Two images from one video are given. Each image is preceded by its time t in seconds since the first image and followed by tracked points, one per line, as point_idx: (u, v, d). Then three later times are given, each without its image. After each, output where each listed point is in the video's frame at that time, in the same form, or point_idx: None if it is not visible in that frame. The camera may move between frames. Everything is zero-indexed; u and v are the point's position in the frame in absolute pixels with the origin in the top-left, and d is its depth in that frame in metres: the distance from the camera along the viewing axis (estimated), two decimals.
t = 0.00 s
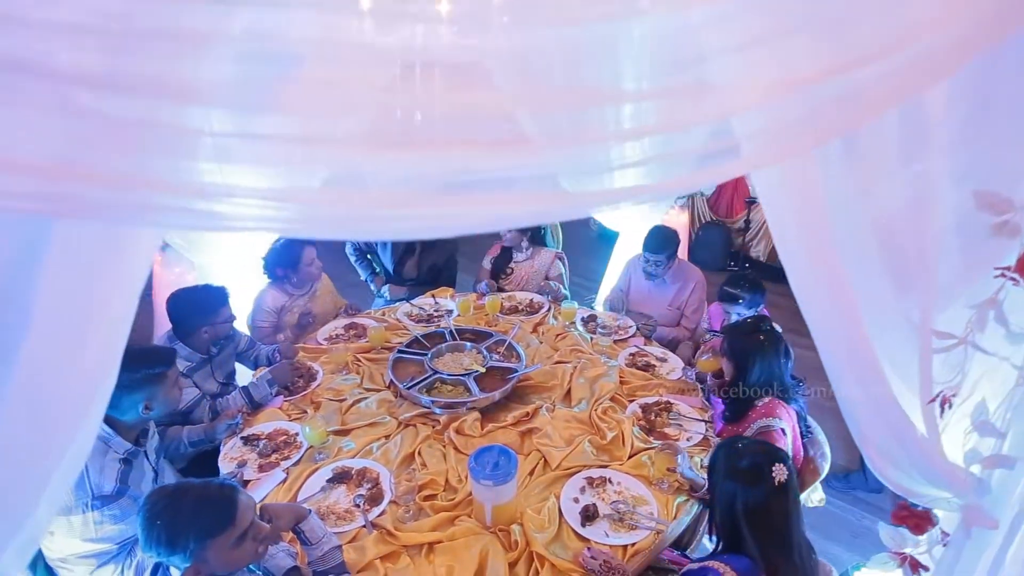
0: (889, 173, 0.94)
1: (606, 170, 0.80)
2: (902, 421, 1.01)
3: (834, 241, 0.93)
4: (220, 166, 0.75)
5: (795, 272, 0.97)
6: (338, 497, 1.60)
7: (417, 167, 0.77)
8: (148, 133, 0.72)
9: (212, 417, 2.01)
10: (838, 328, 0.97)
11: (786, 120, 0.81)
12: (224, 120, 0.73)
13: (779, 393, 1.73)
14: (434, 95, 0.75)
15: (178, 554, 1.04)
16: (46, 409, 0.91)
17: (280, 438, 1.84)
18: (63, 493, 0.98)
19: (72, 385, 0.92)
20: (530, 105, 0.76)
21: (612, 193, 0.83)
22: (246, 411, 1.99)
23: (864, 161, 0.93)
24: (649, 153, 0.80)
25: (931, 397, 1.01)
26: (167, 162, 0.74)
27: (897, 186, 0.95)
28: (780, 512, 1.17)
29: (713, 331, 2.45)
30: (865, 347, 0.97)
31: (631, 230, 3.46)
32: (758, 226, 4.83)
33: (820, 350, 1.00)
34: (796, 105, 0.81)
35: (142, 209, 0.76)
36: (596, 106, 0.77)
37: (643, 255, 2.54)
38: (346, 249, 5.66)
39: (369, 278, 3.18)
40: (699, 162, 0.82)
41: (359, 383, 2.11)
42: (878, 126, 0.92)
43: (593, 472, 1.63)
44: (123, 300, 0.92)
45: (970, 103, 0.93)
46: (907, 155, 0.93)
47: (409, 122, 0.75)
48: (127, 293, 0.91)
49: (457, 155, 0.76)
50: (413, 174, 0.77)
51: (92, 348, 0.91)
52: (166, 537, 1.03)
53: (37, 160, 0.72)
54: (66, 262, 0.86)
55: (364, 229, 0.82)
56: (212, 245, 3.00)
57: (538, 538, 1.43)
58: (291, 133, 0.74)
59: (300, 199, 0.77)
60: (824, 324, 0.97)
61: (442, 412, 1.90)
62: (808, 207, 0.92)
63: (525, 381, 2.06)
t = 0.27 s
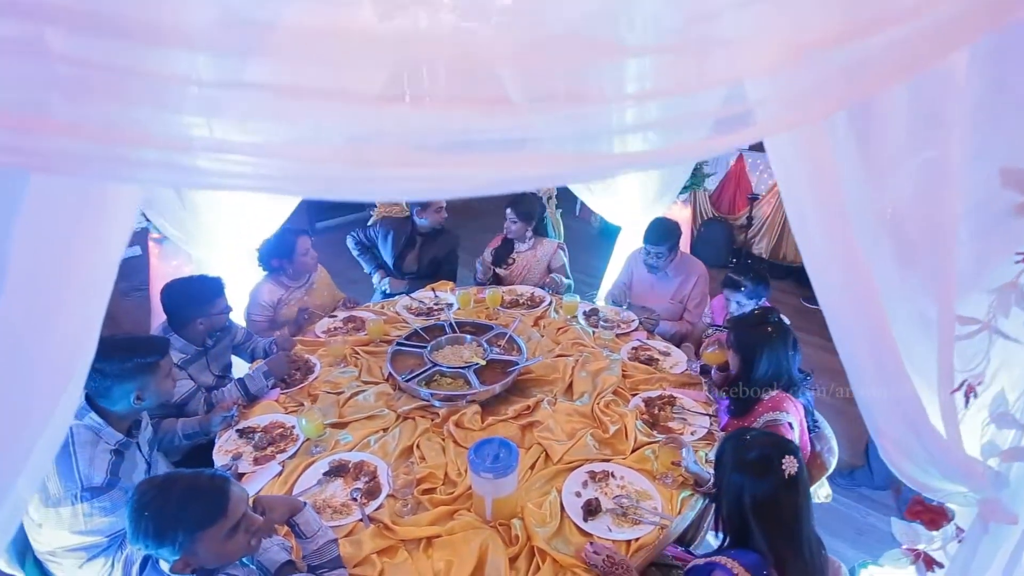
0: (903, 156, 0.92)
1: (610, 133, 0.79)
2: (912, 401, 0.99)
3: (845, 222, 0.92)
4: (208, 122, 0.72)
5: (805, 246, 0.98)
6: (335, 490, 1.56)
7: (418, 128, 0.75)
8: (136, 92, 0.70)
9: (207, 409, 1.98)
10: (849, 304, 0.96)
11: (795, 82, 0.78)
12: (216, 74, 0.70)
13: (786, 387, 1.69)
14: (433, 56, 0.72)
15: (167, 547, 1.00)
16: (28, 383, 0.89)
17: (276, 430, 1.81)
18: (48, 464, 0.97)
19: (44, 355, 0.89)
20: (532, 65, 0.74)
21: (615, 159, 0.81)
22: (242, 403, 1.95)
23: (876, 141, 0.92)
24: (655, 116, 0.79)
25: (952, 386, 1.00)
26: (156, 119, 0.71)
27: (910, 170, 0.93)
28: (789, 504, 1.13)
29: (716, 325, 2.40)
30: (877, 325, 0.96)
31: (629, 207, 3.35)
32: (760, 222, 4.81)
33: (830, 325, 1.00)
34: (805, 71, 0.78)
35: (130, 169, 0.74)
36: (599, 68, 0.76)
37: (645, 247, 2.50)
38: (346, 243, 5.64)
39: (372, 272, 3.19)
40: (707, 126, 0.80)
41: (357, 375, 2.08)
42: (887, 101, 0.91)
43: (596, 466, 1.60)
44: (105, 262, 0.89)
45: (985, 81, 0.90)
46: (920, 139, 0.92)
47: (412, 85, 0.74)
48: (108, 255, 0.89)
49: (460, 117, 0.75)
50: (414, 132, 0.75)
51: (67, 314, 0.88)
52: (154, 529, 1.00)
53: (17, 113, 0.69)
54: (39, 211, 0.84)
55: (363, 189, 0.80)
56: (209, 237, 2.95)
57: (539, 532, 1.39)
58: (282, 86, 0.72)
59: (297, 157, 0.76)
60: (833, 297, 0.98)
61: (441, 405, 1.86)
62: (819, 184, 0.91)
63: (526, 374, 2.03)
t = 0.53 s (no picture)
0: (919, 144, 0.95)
1: (611, 95, 0.85)
2: (917, 378, 0.99)
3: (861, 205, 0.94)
4: (197, 72, 0.76)
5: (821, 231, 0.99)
6: (332, 483, 1.53)
7: (424, 85, 0.80)
8: (137, 34, 0.73)
9: (203, 401, 1.95)
10: (862, 287, 0.97)
11: (796, 50, 0.83)
12: (210, 20, 0.74)
13: (793, 380, 1.67)
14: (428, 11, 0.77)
15: (155, 537, 0.97)
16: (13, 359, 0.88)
17: (273, 423, 1.77)
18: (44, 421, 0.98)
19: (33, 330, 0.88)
20: (523, 23, 0.80)
21: (626, 123, 0.87)
22: (239, 396, 1.92)
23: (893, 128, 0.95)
24: (650, 82, 0.84)
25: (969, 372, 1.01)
26: (146, 68, 0.74)
27: (927, 159, 0.96)
28: (801, 498, 1.10)
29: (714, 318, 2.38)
30: (887, 304, 0.97)
31: (629, 200, 3.31)
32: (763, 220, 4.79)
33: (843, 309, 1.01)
34: (775, 31, 0.83)
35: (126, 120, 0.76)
36: (599, 25, 0.81)
37: (647, 241, 2.47)
38: (346, 240, 5.61)
39: (372, 270, 3.16)
40: (714, 102, 0.87)
41: (356, 368, 2.05)
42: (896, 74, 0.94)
43: (598, 460, 1.56)
44: (86, 225, 0.87)
45: (997, 68, 0.93)
46: (931, 125, 0.94)
47: (410, 46, 0.78)
48: (95, 219, 0.88)
49: (455, 73, 0.80)
50: (411, 86, 0.80)
51: (52, 290, 0.88)
52: (143, 517, 0.96)
53: (0, 62, 0.72)
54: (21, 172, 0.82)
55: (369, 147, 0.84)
56: (209, 231, 2.93)
57: (540, 526, 1.35)
58: (278, 37, 0.76)
59: (293, 111, 0.80)
60: (844, 280, 0.99)
61: (441, 397, 1.83)
62: (836, 166, 0.93)
63: (527, 367, 2.00)
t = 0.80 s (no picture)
0: (932, 130, 0.94)
1: (613, 51, 0.82)
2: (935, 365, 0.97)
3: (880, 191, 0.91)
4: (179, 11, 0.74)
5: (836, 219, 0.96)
6: (329, 476, 1.49)
7: (420, 37, 0.77)
8: None
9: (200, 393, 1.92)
10: (880, 277, 0.95)
11: (808, 9, 0.83)
12: None
13: (800, 372, 1.64)
14: None
15: (144, 527, 0.94)
16: None
17: (269, 415, 1.74)
18: (26, 382, 0.99)
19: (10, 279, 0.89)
20: None
21: (632, 80, 0.85)
22: (235, 387, 1.90)
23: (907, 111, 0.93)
24: (656, 39, 0.82)
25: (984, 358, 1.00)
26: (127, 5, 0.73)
27: (939, 140, 0.95)
28: (810, 490, 1.07)
29: (711, 311, 2.34)
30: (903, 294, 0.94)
31: (631, 196, 3.28)
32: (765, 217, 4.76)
33: (856, 299, 0.98)
34: None
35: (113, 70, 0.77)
36: None
37: (649, 235, 2.44)
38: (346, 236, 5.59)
39: (367, 260, 3.12)
40: (734, 57, 0.85)
41: (354, 360, 2.02)
42: (913, 49, 0.91)
43: (601, 454, 1.53)
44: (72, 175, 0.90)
45: (1006, 48, 0.93)
46: (944, 105, 0.94)
47: None
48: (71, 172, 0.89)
49: (453, 24, 0.77)
50: (403, 41, 0.77)
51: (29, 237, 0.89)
52: (132, 506, 0.93)
53: None
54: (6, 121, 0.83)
55: (367, 99, 0.82)
56: (206, 224, 2.90)
57: (541, 520, 1.32)
58: None
59: (274, 56, 0.78)
60: (860, 269, 0.96)
61: (440, 390, 1.80)
62: (855, 151, 0.90)
63: (528, 360, 1.97)
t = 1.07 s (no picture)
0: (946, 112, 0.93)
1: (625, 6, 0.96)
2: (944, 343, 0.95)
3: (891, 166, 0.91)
4: None
5: (848, 189, 0.97)
6: (325, 469, 1.46)
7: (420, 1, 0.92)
8: None
9: (195, 386, 1.89)
10: (887, 252, 0.95)
11: None
12: None
13: (806, 365, 1.61)
14: None
15: (133, 517, 0.91)
16: None
17: (265, 407, 1.71)
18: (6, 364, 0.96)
19: None
20: None
21: (637, 29, 1.00)
22: (231, 379, 1.87)
23: (921, 89, 0.91)
24: None
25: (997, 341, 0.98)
26: None
27: (960, 111, 0.93)
28: (819, 483, 1.04)
29: (711, 305, 2.31)
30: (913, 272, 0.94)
31: (632, 190, 3.26)
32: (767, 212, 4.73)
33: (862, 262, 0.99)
34: None
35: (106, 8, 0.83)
36: None
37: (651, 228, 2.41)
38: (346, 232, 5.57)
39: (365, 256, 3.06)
40: (749, 13, 0.96)
41: (352, 353, 1.99)
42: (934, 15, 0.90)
43: (602, 447, 1.51)
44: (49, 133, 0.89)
45: None
46: (966, 76, 0.92)
47: None
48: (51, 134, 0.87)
49: None
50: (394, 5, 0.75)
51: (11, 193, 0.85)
52: (120, 494, 0.91)
53: None
54: None
55: (369, 38, 0.99)
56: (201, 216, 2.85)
57: (542, 513, 1.29)
58: None
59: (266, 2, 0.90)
60: (867, 238, 0.97)
61: (439, 382, 1.77)
62: (866, 118, 0.91)
63: (529, 353, 1.95)
